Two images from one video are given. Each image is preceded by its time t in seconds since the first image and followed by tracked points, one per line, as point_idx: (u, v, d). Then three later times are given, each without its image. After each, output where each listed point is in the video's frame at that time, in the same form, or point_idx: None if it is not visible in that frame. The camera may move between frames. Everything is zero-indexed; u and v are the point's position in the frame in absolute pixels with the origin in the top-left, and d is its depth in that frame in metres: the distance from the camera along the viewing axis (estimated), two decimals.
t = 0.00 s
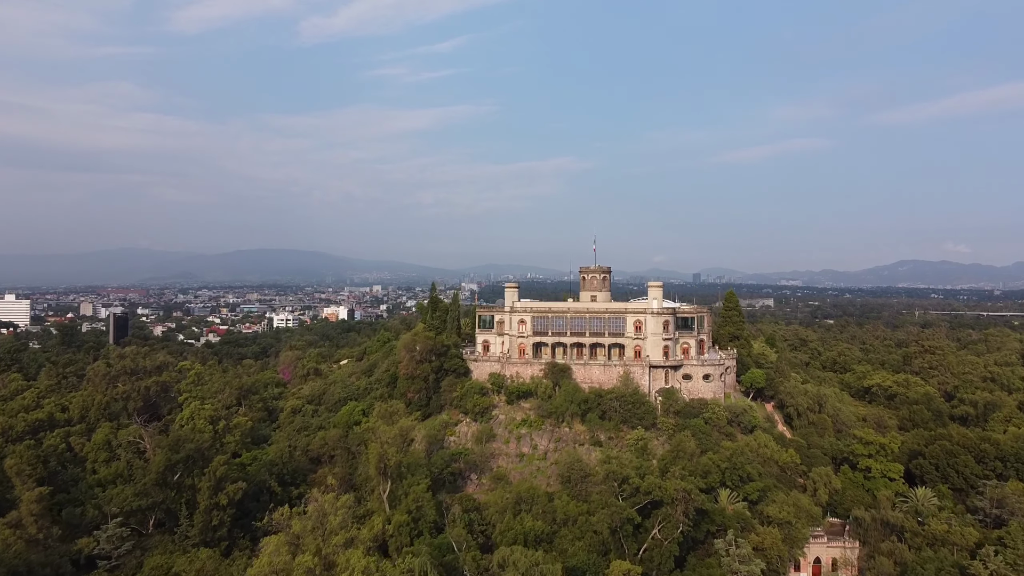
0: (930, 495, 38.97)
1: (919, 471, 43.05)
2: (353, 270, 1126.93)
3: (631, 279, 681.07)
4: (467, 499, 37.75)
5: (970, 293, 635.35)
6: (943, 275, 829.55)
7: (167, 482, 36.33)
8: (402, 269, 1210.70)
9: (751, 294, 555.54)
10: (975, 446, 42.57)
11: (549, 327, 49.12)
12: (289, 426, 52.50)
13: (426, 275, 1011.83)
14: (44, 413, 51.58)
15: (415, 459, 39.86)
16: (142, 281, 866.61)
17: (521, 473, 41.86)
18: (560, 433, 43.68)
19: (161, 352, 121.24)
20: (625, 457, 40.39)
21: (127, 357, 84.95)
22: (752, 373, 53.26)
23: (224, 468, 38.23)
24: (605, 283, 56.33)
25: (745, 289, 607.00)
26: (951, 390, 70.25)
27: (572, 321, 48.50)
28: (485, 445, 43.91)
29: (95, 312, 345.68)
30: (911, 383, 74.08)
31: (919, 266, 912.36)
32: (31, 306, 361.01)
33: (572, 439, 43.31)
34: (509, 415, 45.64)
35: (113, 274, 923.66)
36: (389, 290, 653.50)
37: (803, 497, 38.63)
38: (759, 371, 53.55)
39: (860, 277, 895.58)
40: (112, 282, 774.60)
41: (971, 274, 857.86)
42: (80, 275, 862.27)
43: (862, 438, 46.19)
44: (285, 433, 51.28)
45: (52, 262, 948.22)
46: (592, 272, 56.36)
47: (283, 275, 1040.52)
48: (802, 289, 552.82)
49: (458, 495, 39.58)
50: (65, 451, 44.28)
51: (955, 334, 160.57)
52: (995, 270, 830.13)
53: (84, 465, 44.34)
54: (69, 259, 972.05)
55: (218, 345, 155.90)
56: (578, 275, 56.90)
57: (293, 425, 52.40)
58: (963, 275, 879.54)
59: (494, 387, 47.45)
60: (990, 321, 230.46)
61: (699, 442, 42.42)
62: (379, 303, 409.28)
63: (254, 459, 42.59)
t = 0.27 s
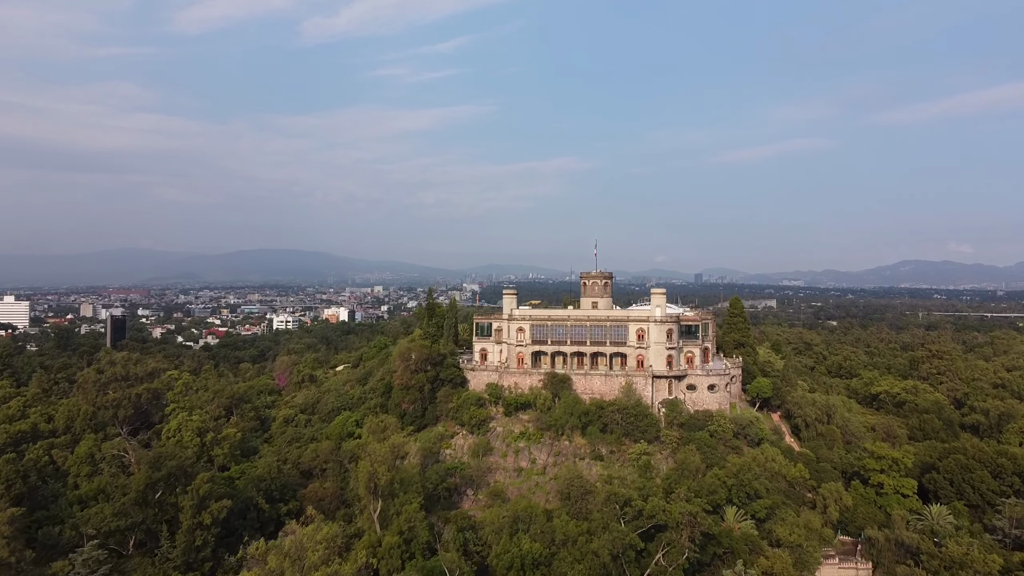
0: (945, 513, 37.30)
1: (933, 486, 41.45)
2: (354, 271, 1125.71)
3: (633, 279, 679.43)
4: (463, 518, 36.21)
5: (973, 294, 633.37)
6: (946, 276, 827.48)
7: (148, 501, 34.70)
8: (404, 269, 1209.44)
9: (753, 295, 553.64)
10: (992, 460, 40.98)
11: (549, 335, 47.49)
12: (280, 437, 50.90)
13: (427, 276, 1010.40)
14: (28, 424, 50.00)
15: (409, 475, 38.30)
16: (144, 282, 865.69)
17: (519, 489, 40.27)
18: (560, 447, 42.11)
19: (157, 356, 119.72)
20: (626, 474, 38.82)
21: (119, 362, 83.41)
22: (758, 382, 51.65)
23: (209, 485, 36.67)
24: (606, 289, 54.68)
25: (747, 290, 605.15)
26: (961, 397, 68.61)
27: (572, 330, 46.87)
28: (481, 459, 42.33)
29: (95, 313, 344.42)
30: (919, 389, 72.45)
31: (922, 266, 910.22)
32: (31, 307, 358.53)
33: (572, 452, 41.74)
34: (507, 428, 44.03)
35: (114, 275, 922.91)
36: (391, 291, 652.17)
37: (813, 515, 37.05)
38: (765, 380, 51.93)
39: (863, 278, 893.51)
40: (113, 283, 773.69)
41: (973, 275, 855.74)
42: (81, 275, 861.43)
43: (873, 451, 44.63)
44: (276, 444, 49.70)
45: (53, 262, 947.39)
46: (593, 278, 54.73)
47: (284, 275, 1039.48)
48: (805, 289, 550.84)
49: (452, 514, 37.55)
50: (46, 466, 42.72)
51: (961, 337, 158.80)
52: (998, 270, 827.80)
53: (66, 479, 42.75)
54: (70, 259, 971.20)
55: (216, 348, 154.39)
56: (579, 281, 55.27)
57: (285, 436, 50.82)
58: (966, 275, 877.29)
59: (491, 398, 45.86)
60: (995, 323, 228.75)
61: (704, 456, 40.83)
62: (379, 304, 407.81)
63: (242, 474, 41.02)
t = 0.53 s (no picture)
0: (961, 532, 35.81)
1: (947, 501, 39.92)
2: (356, 271, 1124.48)
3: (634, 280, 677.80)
4: (457, 537, 34.73)
5: (976, 294, 631.80)
6: (948, 276, 825.81)
7: (128, 521, 33.23)
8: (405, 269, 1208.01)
9: (755, 295, 552.13)
10: (1008, 475, 39.43)
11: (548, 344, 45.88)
12: (271, 449, 49.35)
13: (429, 276, 1009.66)
14: (11, 436, 48.41)
15: (402, 491, 36.77)
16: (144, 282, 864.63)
17: (516, 506, 38.74)
18: (559, 461, 40.59)
19: (152, 360, 118.24)
20: (628, 496, 37.38)
21: (111, 367, 81.92)
22: (764, 391, 50.12)
23: (194, 503, 35.16)
24: (607, 294, 53.11)
25: (749, 290, 603.62)
26: (971, 404, 67.05)
27: (572, 338, 45.28)
28: (477, 473, 40.82)
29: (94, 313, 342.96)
30: (928, 396, 70.88)
31: (924, 267, 908.24)
32: (30, 308, 357.18)
33: (571, 467, 40.20)
34: (505, 440, 42.53)
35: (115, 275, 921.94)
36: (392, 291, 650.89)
37: (823, 534, 35.55)
38: (772, 389, 50.39)
39: (865, 278, 891.50)
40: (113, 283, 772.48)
41: (976, 275, 853.80)
42: (82, 276, 860.38)
43: (886, 464, 43.09)
44: (266, 456, 48.20)
45: (54, 263, 946.51)
46: (594, 283, 53.16)
47: (285, 276, 1038.27)
48: (808, 290, 549.29)
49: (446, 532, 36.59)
50: (27, 481, 41.18)
51: (966, 339, 157.21)
52: (1001, 270, 825.74)
53: (48, 494, 41.29)
54: (71, 260, 970.21)
55: (213, 350, 152.83)
56: (579, 287, 53.71)
57: (277, 447, 49.31)
58: (968, 275, 875.37)
59: (488, 409, 44.33)
60: (1000, 324, 227.10)
61: (709, 471, 39.27)
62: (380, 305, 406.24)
63: (228, 492, 39.49)
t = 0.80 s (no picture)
0: (980, 554, 34.23)
1: (964, 520, 38.17)
2: (357, 271, 1123.23)
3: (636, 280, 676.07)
4: (451, 560, 33.09)
5: (979, 294, 629.59)
6: (951, 276, 823.44)
7: (103, 545, 31.58)
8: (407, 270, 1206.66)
9: (757, 296, 550.20)
10: None
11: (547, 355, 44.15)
12: (261, 463, 47.70)
13: (430, 276, 1008.37)
14: None
15: (394, 511, 35.12)
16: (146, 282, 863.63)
17: (513, 526, 37.08)
18: (558, 477, 38.89)
19: (147, 365, 116.66)
20: (630, 520, 35.80)
21: (103, 373, 80.26)
22: (771, 402, 48.46)
23: (176, 526, 33.51)
24: (609, 301, 51.40)
25: (751, 291, 601.66)
26: (983, 413, 65.35)
27: (572, 348, 43.55)
28: (473, 490, 39.15)
29: (94, 314, 341.65)
30: (938, 404, 69.17)
31: (927, 267, 905.81)
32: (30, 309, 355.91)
33: (571, 484, 38.52)
34: (502, 455, 40.82)
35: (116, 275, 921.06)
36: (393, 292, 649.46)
37: (835, 556, 33.89)
38: (780, 400, 48.73)
39: (867, 279, 889.23)
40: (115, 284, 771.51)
41: (979, 275, 851.32)
42: (84, 276, 859.51)
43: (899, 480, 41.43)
44: (256, 470, 46.54)
45: (56, 263, 945.80)
46: (595, 290, 51.46)
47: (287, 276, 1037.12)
48: (810, 290, 547.53)
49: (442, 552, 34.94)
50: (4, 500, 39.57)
51: (972, 342, 155.40)
52: (1004, 271, 823.45)
53: (26, 512, 39.63)
54: (72, 260, 969.43)
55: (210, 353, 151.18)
56: (580, 294, 52.02)
57: (267, 460, 47.57)
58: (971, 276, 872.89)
59: (485, 422, 42.64)
60: (1006, 326, 225.39)
61: (715, 488, 37.52)
62: (381, 306, 404.68)
63: (213, 511, 37.85)
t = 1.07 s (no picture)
0: None
1: (982, 539, 36.62)
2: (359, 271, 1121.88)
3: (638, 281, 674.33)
4: None
5: (982, 295, 627.48)
6: (954, 277, 821.14)
7: (77, 569, 30.09)
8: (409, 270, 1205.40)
9: (760, 297, 548.40)
10: None
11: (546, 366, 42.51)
12: (250, 476, 46.13)
13: (432, 277, 1007.09)
14: None
15: (385, 531, 33.55)
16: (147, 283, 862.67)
17: (510, 547, 35.56)
18: (557, 494, 37.29)
19: (142, 369, 115.02)
20: (633, 543, 34.35)
21: (94, 380, 78.67)
22: (779, 414, 46.85)
23: (155, 548, 31.93)
24: (610, 309, 49.77)
25: (754, 291, 599.81)
26: (994, 422, 63.72)
27: (572, 358, 41.93)
28: (467, 507, 37.60)
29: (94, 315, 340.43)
30: (948, 411, 67.52)
31: (929, 268, 903.50)
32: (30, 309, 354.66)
33: (570, 502, 36.91)
34: (499, 471, 39.21)
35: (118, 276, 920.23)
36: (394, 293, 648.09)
37: None
38: (787, 411, 47.12)
39: (870, 279, 887.01)
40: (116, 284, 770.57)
41: (982, 276, 848.97)
42: (85, 277, 858.64)
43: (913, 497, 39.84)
44: (245, 484, 44.97)
45: (57, 264, 944.19)
46: (596, 297, 49.86)
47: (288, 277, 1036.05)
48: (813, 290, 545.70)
49: None
50: None
51: (978, 345, 153.69)
52: (1007, 271, 821.07)
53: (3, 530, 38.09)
54: (74, 261, 968.68)
55: (208, 356, 149.62)
56: (581, 301, 50.41)
57: (256, 473, 45.97)
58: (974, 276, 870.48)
59: (482, 436, 41.02)
60: (1011, 328, 223.49)
61: (721, 506, 35.89)
62: (382, 307, 403.20)
63: (197, 531, 36.29)
